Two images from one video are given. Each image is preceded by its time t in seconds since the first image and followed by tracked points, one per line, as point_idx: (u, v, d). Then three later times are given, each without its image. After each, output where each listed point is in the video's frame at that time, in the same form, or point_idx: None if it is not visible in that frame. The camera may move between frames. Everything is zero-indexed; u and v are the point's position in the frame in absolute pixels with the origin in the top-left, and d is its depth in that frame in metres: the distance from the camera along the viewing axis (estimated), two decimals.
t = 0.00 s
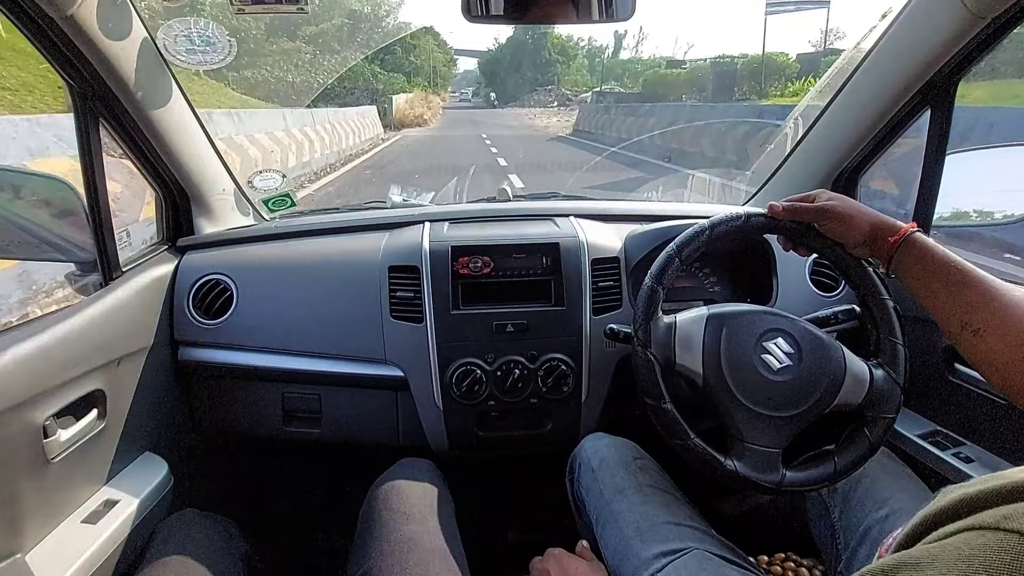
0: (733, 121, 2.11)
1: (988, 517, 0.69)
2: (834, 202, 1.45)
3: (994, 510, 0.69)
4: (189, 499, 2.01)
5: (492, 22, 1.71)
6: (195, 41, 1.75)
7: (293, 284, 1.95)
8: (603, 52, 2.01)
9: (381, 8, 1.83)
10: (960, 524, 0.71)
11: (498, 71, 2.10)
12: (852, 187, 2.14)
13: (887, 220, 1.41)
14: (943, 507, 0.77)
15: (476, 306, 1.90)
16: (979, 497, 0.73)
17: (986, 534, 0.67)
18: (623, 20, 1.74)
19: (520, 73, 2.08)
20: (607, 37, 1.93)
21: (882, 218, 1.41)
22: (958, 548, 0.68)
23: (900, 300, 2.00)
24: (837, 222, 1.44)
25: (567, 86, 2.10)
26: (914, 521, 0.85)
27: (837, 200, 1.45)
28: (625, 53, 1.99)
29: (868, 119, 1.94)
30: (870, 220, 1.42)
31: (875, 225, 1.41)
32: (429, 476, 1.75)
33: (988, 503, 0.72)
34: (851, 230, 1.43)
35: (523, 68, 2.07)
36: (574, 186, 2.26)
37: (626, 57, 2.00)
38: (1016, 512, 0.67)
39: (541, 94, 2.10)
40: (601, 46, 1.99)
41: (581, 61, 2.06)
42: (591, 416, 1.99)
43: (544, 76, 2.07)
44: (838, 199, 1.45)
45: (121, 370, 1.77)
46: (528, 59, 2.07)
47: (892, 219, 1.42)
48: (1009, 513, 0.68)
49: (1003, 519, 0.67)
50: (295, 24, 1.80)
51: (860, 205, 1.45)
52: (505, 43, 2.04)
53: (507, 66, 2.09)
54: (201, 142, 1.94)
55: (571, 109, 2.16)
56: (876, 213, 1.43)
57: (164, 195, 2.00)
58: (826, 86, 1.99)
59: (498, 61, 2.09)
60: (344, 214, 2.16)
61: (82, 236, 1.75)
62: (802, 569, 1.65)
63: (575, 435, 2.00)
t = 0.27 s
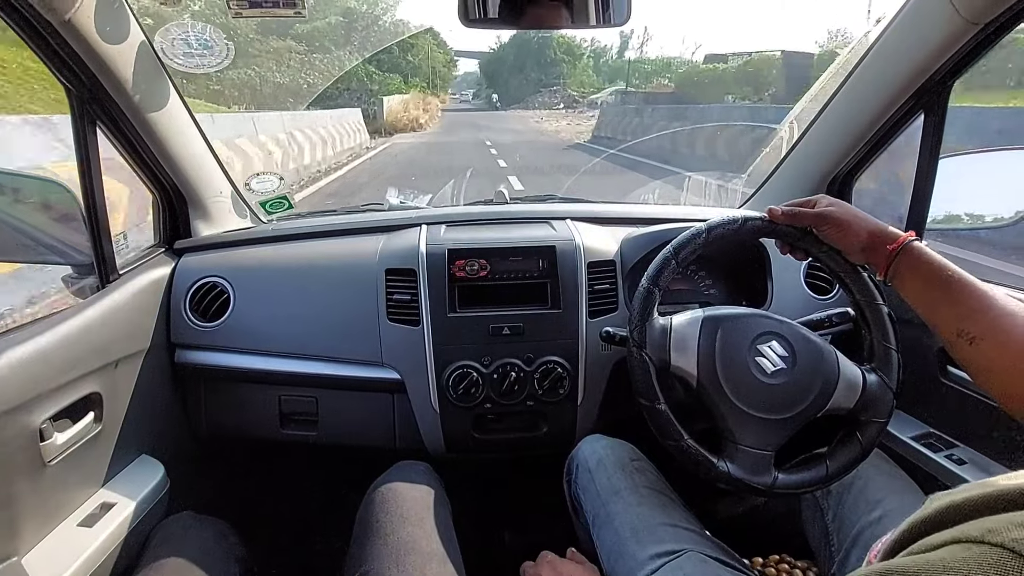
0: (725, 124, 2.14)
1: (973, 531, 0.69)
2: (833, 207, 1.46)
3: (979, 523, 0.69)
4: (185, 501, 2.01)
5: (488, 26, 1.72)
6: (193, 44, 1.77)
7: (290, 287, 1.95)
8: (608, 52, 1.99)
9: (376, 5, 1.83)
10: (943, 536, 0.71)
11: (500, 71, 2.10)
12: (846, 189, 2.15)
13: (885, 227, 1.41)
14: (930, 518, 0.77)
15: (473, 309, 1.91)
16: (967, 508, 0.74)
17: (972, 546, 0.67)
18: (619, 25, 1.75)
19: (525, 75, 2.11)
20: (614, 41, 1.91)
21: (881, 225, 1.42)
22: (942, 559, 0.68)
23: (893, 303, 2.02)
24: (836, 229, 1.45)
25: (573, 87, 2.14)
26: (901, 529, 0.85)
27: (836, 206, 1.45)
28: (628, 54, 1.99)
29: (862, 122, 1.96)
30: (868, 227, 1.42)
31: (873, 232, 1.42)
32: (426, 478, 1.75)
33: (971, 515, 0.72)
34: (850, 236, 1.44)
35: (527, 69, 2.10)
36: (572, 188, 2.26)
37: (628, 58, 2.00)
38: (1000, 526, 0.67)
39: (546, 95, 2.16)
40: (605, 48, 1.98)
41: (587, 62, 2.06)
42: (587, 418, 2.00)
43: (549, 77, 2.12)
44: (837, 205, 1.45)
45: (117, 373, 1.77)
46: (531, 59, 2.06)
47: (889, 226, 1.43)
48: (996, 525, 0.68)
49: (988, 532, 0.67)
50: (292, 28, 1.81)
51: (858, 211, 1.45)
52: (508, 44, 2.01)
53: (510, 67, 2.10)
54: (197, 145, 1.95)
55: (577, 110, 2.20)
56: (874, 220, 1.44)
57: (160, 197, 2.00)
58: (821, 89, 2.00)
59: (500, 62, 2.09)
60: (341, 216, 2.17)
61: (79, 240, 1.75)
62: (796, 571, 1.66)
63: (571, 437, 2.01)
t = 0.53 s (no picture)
0: (727, 122, 2.11)
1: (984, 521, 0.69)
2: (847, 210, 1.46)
3: (993, 513, 0.69)
4: (181, 496, 2.00)
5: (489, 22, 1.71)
6: (191, 38, 1.74)
7: (288, 282, 1.94)
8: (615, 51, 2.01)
9: None
10: (955, 527, 0.72)
11: (504, 70, 2.04)
12: (845, 186, 2.15)
13: (896, 233, 1.43)
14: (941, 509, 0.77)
15: (472, 305, 1.91)
16: (978, 500, 0.74)
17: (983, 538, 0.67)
18: (620, 21, 1.75)
19: (529, 72, 2.04)
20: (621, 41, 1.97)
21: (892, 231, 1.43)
22: (954, 550, 0.68)
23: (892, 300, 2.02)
24: (849, 231, 1.45)
25: (581, 87, 2.06)
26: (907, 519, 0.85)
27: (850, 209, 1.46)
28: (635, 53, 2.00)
29: (863, 118, 1.96)
30: (879, 232, 1.43)
31: (885, 237, 1.43)
32: (425, 474, 1.75)
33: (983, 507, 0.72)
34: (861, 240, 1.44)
35: (533, 66, 2.02)
36: (571, 185, 2.26)
37: (636, 57, 2.01)
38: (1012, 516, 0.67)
39: (554, 95, 2.06)
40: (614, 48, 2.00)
41: (595, 58, 2.03)
42: (585, 414, 2.00)
43: (555, 75, 2.03)
44: (851, 208, 1.46)
45: (114, 368, 1.76)
46: (536, 56, 2.01)
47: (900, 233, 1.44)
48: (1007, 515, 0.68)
49: (1001, 523, 0.67)
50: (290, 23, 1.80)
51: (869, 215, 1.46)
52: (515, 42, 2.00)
53: (514, 65, 2.04)
54: (194, 139, 1.94)
55: (588, 110, 2.12)
56: (885, 225, 1.45)
57: (158, 192, 1.99)
58: (821, 85, 2.00)
59: (504, 59, 2.04)
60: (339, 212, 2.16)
61: (75, 234, 1.74)
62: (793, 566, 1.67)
63: (569, 434, 2.01)
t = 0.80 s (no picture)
0: (733, 122, 2.08)
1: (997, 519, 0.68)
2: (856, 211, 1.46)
3: (1006, 510, 0.69)
4: (184, 496, 2.00)
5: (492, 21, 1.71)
6: (194, 36, 1.75)
7: (291, 282, 1.94)
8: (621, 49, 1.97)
9: None
10: (967, 524, 0.71)
11: (508, 69, 2.02)
12: (850, 185, 2.14)
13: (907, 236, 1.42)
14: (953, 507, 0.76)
15: (476, 304, 1.90)
16: (988, 497, 0.73)
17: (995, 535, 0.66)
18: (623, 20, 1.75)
19: (534, 71, 2.01)
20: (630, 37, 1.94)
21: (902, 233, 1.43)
22: (966, 547, 0.67)
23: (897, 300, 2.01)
24: (858, 231, 1.45)
25: (589, 86, 2.03)
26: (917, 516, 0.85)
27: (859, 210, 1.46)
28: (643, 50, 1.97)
29: (867, 117, 1.95)
30: (889, 233, 1.43)
31: (894, 238, 1.42)
32: (429, 473, 1.74)
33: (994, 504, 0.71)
34: (870, 241, 1.44)
35: (539, 64, 2.00)
36: (574, 184, 2.24)
37: (644, 57, 1.97)
38: None
39: (563, 94, 2.04)
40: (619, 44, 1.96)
41: (604, 57, 2.00)
42: (589, 414, 1.99)
43: (562, 74, 2.00)
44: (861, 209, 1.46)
45: (118, 367, 1.75)
46: (541, 55, 1.98)
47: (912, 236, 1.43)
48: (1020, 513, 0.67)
49: (1014, 519, 0.66)
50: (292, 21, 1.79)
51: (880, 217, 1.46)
52: (518, 39, 1.97)
53: (520, 62, 2.01)
54: (198, 138, 1.94)
55: (597, 113, 2.08)
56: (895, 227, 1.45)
57: (162, 191, 1.99)
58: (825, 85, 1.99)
59: (509, 58, 2.02)
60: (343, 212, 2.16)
61: (80, 233, 1.74)
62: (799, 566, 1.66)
63: (574, 434, 2.00)
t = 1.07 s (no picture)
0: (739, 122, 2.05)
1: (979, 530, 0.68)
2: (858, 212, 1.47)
3: (989, 519, 0.69)
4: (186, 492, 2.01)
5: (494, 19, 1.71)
6: (198, 34, 1.76)
7: (293, 280, 1.95)
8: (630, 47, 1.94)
9: None
10: (951, 532, 0.71)
11: (514, 67, 1.98)
12: (853, 184, 2.14)
13: (909, 237, 1.42)
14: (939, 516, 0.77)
15: (477, 303, 1.91)
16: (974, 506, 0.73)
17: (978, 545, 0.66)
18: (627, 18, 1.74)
19: (541, 70, 1.98)
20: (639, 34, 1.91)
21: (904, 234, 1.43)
22: (948, 556, 0.67)
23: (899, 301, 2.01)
24: (859, 231, 1.46)
25: (600, 85, 2.00)
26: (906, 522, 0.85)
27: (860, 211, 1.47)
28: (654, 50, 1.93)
29: (870, 117, 1.95)
30: (891, 234, 1.43)
31: (896, 240, 1.42)
32: (430, 471, 1.75)
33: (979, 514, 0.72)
34: (873, 242, 1.44)
35: (546, 62, 1.97)
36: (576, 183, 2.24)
37: (653, 55, 1.93)
38: (1007, 523, 0.66)
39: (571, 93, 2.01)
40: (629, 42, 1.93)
41: (614, 56, 1.96)
42: (590, 413, 2.00)
43: (570, 72, 1.99)
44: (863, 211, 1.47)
45: (120, 364, 1.76)
46: (549, 54, 1.96)
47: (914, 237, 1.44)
48: (1003, 523, 0.67)
49: (997, 529, 0.66)
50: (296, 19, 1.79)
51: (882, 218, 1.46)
52: (525, 37, 1.93)
53: (525, 60, 1.98)
54: (201, 136, 1.94)
55: (605, 113, 2.06)
56: (897, 229, 1.45)
57: (165, 189, 2.00)
58: (829, 83, 1.99)
59: (513, 54, 1.98)
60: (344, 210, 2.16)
61: (83, 229, 1.74)
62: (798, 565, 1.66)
63: (574, 432, 2.01)
